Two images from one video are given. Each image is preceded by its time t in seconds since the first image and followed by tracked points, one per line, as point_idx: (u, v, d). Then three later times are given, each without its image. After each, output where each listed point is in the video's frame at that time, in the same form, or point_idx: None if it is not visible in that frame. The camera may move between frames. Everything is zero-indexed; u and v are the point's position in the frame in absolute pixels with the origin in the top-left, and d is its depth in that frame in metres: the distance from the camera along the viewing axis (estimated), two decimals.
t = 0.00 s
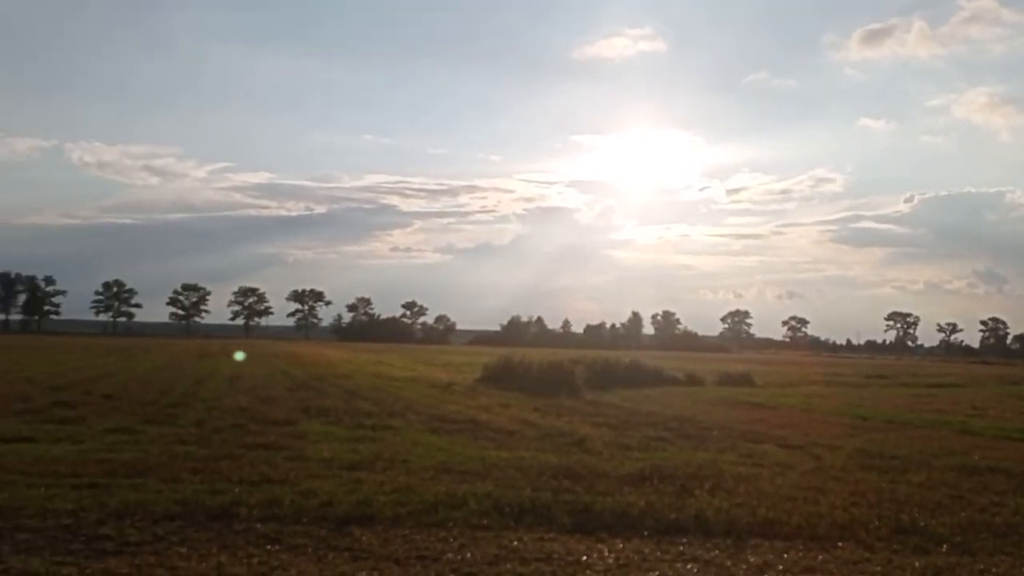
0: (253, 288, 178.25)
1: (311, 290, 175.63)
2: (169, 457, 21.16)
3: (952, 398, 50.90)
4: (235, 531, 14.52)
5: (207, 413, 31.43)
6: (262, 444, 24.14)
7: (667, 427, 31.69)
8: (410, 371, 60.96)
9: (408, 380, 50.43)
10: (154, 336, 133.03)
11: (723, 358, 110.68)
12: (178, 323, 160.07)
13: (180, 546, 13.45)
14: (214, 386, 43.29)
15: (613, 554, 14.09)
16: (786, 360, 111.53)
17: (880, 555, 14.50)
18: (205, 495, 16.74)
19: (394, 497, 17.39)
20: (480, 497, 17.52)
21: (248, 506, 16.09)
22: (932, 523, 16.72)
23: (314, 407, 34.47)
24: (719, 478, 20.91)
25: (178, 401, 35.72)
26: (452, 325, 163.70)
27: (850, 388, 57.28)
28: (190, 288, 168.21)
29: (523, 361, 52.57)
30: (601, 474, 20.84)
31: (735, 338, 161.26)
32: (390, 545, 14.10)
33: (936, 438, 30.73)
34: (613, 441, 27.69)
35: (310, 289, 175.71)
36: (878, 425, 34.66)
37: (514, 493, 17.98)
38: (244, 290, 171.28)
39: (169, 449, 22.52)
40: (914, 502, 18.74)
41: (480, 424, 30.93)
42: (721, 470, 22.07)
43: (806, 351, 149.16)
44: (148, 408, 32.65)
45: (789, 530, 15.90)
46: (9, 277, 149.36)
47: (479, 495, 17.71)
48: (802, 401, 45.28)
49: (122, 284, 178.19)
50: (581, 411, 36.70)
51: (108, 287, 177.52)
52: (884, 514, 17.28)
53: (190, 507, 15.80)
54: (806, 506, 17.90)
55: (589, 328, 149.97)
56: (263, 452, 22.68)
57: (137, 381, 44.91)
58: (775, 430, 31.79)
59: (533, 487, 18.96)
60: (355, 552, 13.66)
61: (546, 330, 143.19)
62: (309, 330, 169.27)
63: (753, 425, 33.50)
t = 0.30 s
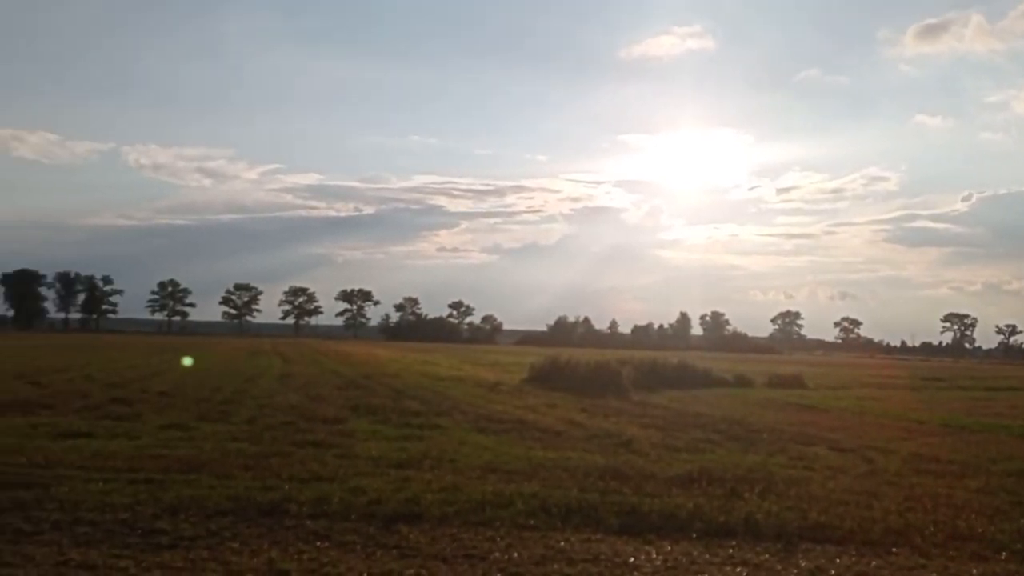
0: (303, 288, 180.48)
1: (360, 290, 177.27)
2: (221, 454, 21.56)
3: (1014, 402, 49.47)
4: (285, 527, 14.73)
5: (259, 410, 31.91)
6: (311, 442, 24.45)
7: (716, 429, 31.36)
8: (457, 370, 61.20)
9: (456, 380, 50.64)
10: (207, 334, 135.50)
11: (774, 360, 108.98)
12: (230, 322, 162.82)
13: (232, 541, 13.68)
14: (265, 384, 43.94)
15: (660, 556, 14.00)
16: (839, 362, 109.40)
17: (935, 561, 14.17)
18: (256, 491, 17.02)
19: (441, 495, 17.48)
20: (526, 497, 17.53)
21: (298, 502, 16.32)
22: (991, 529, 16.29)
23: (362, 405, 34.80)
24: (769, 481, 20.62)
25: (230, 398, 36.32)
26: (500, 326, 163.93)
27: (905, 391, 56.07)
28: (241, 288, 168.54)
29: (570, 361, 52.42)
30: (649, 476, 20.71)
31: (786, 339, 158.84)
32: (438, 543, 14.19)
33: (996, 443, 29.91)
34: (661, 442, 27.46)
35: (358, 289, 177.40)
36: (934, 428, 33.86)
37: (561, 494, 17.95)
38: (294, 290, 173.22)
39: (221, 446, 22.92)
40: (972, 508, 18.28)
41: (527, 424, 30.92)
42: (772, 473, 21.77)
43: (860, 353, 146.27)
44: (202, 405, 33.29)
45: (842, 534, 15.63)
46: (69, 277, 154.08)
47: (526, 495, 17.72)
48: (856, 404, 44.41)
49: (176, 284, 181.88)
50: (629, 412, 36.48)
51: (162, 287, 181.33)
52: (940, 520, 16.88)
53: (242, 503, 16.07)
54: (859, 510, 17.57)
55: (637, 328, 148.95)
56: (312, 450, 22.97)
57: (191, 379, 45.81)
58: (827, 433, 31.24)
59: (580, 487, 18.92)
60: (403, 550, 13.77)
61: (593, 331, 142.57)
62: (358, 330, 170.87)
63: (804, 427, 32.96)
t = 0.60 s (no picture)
0: (332, 288, 181.65)
1: (388, 290, 178.11)
2: (252, 452, 21.76)
3: None
4: (315, 525, 14.81)
5: (288, 409, 32.15)
6: (340, 440, 24.59)
7: (746, 431, 31.11)
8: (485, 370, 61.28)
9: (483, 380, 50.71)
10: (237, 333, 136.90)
11: (804, 361, 107.85)
12: (260, 321, 164.30)
13: (262, 538, 13.78)
14: (294, 383, 44.24)
15: (690, 558, 13.89)
16: (871, 363, 108.14)
17: (971, 566, 13.94)
18: (286, 489, 17.15)
19: (469, 495, 17.50)
20: (555, 497, 17.50)
21: (327, 501, 16.41)
22: None
23: (391, 404, 34.97)
24: (800, 483, 20.42)
25: (260, 397, 36.66)
26: (527, 326, 163.93)
27: (939, 393, 55.30)
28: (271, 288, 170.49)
29: (598, 361, 52.27)
30: (678, 477, 20.59)
31: (816, 340, 157.32)
32: (466, 543, 14.20)
33: None
34: (690, 443, 27.29)
35: (387, 289, 178.24)
36: (969, 431, 33.35)
37: (589, 494, 17.89)
38: (323, 290, 174.61)
39: (251, 444, 23.13)
40: (1008, 512, 17.97)
41: (555, 424, 30.88)
42: (802, 475, 21.55)
43: (892, 354, 144.48)
44: (232, 403, 33.64)
45: (874, 538, 15.43)
46: (103, 276, 156.61)
47: (554, 495, 17.69)
48: (888, 406, 43.88)
49: (208, 284, 183.88)
50: (657, 413, 36.30)
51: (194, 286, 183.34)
52: (976, 524, 16.61)
53: (272, 501, 16.20)
54: (891, 513, 17.34)
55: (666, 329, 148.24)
56: (341, 449, 23.11)
57: (221, 378, 46.28)
58: (858, 435, 30.89)
59: (608, 488, 18.85)
60: (431, 549, 13.79)
61: (621, 331, 142.08)
62: (386, 330, 171.68)
63: (835, 429, 32.61)
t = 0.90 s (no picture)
0: (372, 289, 183.01)
1: (427, 291, 178.99)
2: (293, 450, 22.00)
3: None
4: (355, 523, 14.93)
5: (328, 408, 32.45)
6: (381, 439, 24.77)
7: (788, 433, 30.73)
8: (524, 371, 61.27)
9: (522, 380, 50.72)
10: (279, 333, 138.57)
11: (848, 362, 106.14)
12: (301, 321, 166.09)
13: (304, 536, 13.93)
14: (334, 382, 44.62)
15: (730, 561, 13.75)
16: (917, 365, 106.11)
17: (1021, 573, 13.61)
18: (327, 487, 17.33)
19: (508, 495, 17.51)
20: (594, 498, 17.45)
21: (367, 499, 16.54)
22: None
23: (430, 404, 35.14)
24: (843, 486, 20.11)
25: (302, 396, 37.04)
26: (566, 326, 163.62)
27: (988, 397, 54.09)
28: (313, 288, 171.70)
29: (637, 362, 51.96)
30: (719, 479, 20.40)
31: (860, 342, 154.89)
32: (505, 543, 14.21)
33: None
34: (730, 445, 27.04)
35: (426, 290, 179.10)
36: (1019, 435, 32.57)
37: (628, 496, 17.81)
38: (363, 290, 176.07)
39: (293, 442, 23.39)
40: None
41: (594, 425, 30.78)
42: (846, 478, 21.23)
43: (939, 356, 141.69)
44: (275, 402, 34.09)
45: (919, 543, 15.14)
46: (149, 276, 159.59)
47: (593, 496, 17.64)
48: (935, 409, 43.03)
49: (250, 284, 186.37)
50: (698, 415, 35.99)
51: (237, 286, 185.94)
52: None
53: (313, 498, 16.38)
54: (938, 518, 17.00)
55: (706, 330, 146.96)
56: (380, 448, 23.28)
57: (263, 377, 46.83)
58: (903, 439, 30.33)
59: (648, 490, 18.74)
60: (470, 548, 13.82)
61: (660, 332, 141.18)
62: (425, 330, 172.54)
63: (880, 432, 32.06)
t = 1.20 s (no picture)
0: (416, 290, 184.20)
1: (471, 292, 179.68)
2: (339, 450, 22.22)
3: None
4: (400, 523, 15.04)
5: (373, 408, 32.72)
6: (425, 440, 24.90)
7: (836, 436, 30.23)
8: (567, 372, 61.13)
9: (565, 382, 50.61)
10: (325, 333, 140.14)
11: (899, 365, 104.03)
12: (346, 322, 167.83)
13: (350, 535, 14.07)
14: (379, 382, 44.96)
15: (777, 566, 13.59)
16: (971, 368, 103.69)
17: None
18: (372, 487, 17.47)
19: (552, 496, 17.50)
20: (638, 501, 17.35)
21: (412, 499, 16.64)
22: None
23: (474, 405, 35.24)
24: (894, 491, 19.73)
25: (347, 396, 37.41)
26: (609, 328, 162.96)
27: None
28: (359, 288, 173.68)
29: (682, 363, 51.55)
30: (765, 483, 20.15)
31: (911, 344, 151.82)
32: (549, 544, 14.21)
33: None
34: (777, 448, 26.70)
35: (470, 291, 179.77)
36: None
37: (673, 499, 17.68)
38: (407, 291, 177.30)
39: (338, 442, 23.63)
40: None
41: (637, 427, 30.61)
42: (896, 483, 20.82)
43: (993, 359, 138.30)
44: (321, 402, 34.50)
45: (974, 550, 14.79)
46: (198, 278, 162.65)
47: (638, 499, 17.54)
48: (989, 413, 41.98)
49: (296, 284, 188.85)
50: (744, 417, 35.58)
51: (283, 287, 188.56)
52: None
53: (359, 498, 16.53)
54: (993, 525, 16.58)
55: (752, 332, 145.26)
56: (425, 448, 23.42)
57: (309, 377, 47.38)
58: (956, 444, 29.64)
59: (693, 493, 18.59)
60: (515, 549, 13.85)
61: (705, 333, 139.88)
62: (468, 331, 173.12)
63: (932, 436, 31.38)
